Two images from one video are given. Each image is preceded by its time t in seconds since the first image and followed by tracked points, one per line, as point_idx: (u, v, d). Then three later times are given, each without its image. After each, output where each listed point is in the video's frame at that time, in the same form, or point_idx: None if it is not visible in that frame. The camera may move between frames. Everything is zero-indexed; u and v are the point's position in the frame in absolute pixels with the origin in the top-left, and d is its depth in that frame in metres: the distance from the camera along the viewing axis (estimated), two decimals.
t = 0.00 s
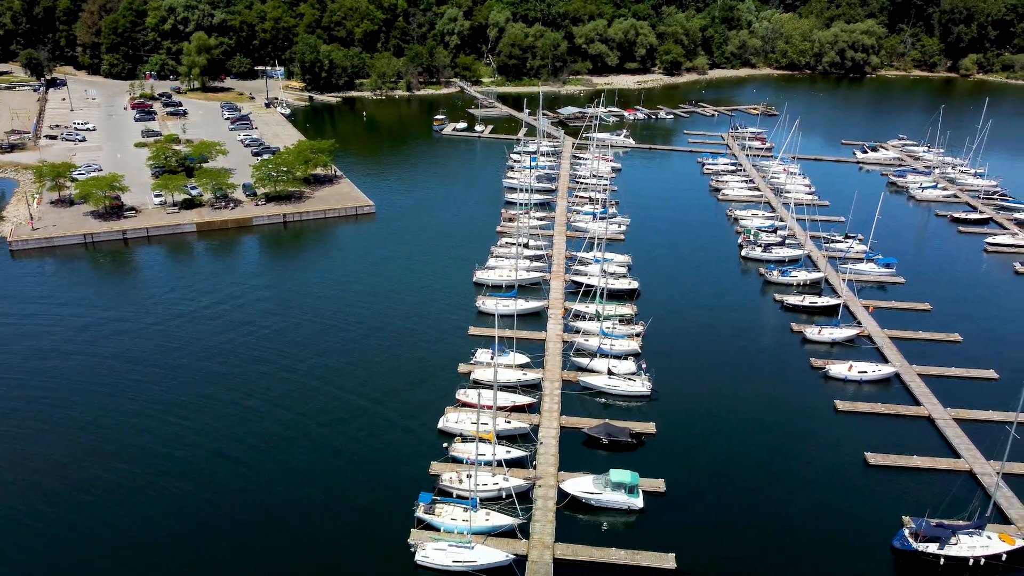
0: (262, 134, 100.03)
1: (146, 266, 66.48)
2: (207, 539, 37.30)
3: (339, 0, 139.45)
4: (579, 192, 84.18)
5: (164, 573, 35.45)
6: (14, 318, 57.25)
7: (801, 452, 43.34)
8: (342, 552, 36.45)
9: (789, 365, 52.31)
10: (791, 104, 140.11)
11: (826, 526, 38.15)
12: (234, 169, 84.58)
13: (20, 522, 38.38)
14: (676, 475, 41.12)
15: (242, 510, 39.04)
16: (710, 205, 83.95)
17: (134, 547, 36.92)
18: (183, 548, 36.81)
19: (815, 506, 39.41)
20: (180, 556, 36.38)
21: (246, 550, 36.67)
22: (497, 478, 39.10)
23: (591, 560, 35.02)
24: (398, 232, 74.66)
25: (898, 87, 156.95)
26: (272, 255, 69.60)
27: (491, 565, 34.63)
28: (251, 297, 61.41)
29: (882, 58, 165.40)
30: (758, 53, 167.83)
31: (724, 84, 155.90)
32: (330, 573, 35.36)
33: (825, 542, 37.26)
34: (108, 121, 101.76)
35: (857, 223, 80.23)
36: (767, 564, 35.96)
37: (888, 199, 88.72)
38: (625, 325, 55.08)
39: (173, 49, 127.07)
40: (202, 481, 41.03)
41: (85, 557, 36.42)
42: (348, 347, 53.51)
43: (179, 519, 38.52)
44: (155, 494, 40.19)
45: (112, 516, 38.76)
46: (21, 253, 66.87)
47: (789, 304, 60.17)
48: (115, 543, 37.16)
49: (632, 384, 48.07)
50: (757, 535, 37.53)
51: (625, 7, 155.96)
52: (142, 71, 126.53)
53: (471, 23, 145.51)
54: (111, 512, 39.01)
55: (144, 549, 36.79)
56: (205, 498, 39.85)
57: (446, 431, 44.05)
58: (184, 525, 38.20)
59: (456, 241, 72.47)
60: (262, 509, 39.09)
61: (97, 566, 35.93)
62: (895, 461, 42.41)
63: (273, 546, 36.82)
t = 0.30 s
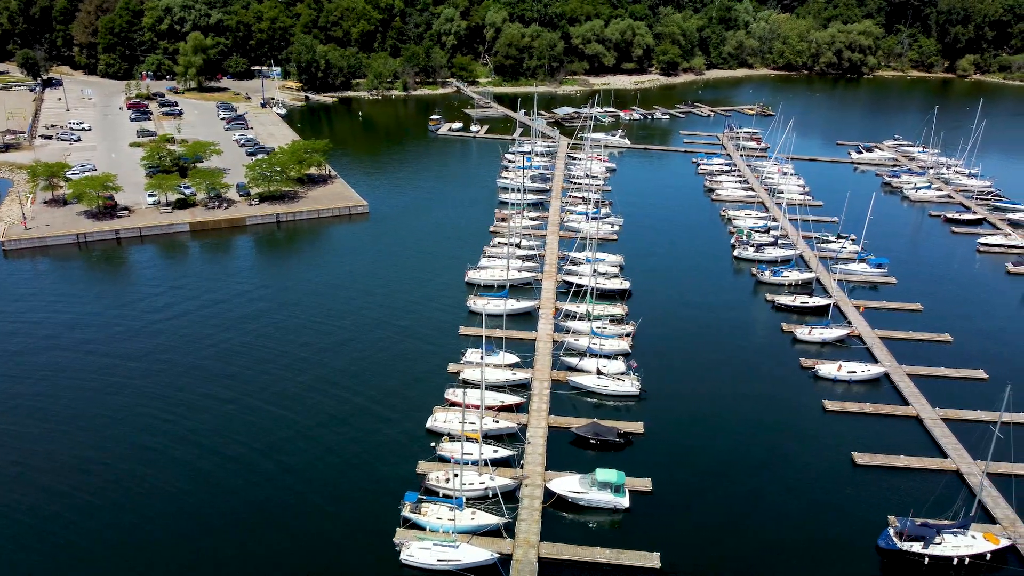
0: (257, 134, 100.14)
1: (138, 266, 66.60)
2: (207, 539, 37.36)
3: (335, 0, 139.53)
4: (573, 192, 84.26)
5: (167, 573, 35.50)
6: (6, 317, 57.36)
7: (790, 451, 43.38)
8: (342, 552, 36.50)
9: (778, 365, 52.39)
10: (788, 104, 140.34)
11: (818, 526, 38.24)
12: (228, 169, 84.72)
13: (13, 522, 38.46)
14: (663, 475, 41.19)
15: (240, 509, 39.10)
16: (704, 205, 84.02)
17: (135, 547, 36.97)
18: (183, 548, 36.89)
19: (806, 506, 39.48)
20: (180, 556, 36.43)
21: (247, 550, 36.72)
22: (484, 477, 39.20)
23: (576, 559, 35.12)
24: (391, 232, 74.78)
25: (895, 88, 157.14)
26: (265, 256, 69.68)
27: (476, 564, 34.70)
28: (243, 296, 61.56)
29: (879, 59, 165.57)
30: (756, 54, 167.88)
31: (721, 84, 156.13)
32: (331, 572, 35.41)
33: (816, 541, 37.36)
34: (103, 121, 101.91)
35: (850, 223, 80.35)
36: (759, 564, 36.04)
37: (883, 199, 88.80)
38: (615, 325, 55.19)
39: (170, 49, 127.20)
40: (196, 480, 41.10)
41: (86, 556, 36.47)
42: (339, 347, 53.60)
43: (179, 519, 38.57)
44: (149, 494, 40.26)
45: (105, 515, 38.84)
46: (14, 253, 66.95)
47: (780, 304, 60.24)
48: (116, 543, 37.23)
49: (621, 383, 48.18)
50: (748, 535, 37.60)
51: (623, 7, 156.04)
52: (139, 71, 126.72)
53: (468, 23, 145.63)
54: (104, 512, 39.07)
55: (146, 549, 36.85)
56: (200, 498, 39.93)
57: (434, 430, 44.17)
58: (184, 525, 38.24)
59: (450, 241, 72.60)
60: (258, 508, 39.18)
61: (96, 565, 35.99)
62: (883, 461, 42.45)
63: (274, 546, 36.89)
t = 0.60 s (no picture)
0: (251, 134, 100.25)
1: (131, 265, 66.66)
2: (205, 539, 37.34)
3: (332, 0, 139.65)
4: (566, 192, 84.35)
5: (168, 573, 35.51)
6: None
7: (778, 450, 43.42)
8: (342, 552, 36.44)
9: (768, 364, 52.46)
10: (784, 105, 140.49)
11: (808, 525, 38.29)
12: (222, 169, 84.83)
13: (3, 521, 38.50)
14: (649, 474, 41.24)
15: (238, 510, 39.09)
16: (697, 205, 84.08)
17: (134, 547, 36.97)
18: (182, 548, 36.86)
19: (798, 505, 39.51)
20: (178, 556, 36.41)
21: (248, 550, 36.67)
22: (470, 475, 39.27)
23: (561, 557, 35.18)
24: (384, 232, 74.85)
25: (891, 88, 157.33)
26: (258, 255, 69.74)
27: (460, 562, 34.80)
28: (235, 296, 61.65)
29: (876, 59, 165.51)
30: (753, 54, 167.97)
31: (718, 84, 156.24)
32: (324, 571, 35.46)
33: (807, 540, 37.41)
34: (98, 121, 101.98)
35: (843, 223, 80.48)
36: (752, 564, 36.05)
37: (876, 199, 88.88)
38: (605, 324, 55.29)
39: (166, 49, 127.31)
40: (189, 481, 41.09)
41: (85, 556, 36.49)
42: (330, 347, 53.68)
43: (179, 520, 38.52)
44: (141, 493, 40.27)
45: (96, 515, 38.85)
46: (6, 253, 66.98)
47: (770, 303, 60.31)
48: (114, 542, 37.23)
49: (610, 382, 48.28)
50: (738, 535, 37.63)
51: (619, 7, 156.13)
52: (135, 71, 126.75)
53: (464, 23, 145.75)
54: (97, 512, 39.06)
55: (147, 549, 36.83)
56: (193, 497, 39.95)
57: (421, 429, 44.23)
58: (184, 525, 38.23)
59: (442, 241, 72.62)
60: (254, 508, 39.18)
61: (95, 565, 36.00)
62: (868, 460, 42.44)
63: (275, 546, 36.87)
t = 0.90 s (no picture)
0: (245, 133, 100.32)
1: (123, 264, 66.75)
2: (207, 539, 37.32)
3: None
4: (559, 191, 84.36)
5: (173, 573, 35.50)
6: None
7: (765, 450, 43.47)
8: (342, 552, 36.38)
9: (756, 363, 52.51)
10: (779, 105, 140.55)
11: (795, 523, 38.39)
12: (215, 168, 84.94)
13: None
14: (634, 472, 41.29)
15: (233, 509, 39.13)
16: (690, 204, 84.12)
17: (134, 547, 36.90)
18: (183, 549, 36.78)
19: (788, 504, 39.53)
20: (176, 557, 36.36)
21: (247, 549, 36.70)
22: (455, 474, 39.36)
23: (543, 555, 35.27)
24: (376, 232, 74.86)
25: (887, 88, 157.39)
26: (250, 254, 69.79)
27: (442, 560, 34.89)
28: (226, 295, 61.71)
29: (872, 59, 165.58)
30: (749, 54, 167.99)
31: (714, 84, 156.29)
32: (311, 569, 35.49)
33: (793, 538, 37.49)
34: (93, 120, 102.07)
35: (835, 222, 80.50)
36: (751, 565, 35.99)
37: (870, 199, 88.91)
38: (594, 323, 55.37)
39: (162, 49, 127.36)
40: (180, 480, 41.13)
41: (86, 556, 36.44)
42: (319, 346, 53.73)
43: (181, 520, 38.46)
44: (131, 492, 40.34)
45: (87, 514, 38.87)
46: None
47: (760, 302, 60.35)
48: (115, 542, 37.19)
49: (597, 380, 48.34)
50: (723, 533, 37.71)
51: (615, 7, 156.19)
52: (130, 70, 126.89)
53: (460, 22, 145.73)
54: (88, 511, 39.06)
55: (150, 550, 36.78)
56: (185, 496, 40.06)
57: (407, 428, 44.33)
58: (184, 525, 38.18)
59: (435, 241, 72.65)
60: (246, 508, 39.25)
61: (97, 565, 35.96)
62: (853, 459, 42.47)
63: (275, 546, 36.84)
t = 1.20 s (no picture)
0: (240, 132, 100.41)
1: (116, 263, 66.88)
2: (208, 538, 37.35)
3: None
4: (553, 191, 84.45)
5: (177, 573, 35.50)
6: None
7: (753, 448, 43.54)
8: (329, 551, 36.38)
9: (745, 362, 52.62)
10: (775, 104, 140.62)
11: (781, 521, 38.49)
12: (209, 168, 85.08)
13: None
14: (620, 470, 41.39)
15: (227, 508, 39.18)
16: (684, 204, 84.17)
17: (128, 548, 36.88)
18: (185, 550, 36.73)
19: (776, 504, 39.56)
20: (170, 557, 36.36)
21: (246, 549, 36.73)
22: (441, 472, 39.49)
23: (528, 553, 35.37)
24: (369, 231, 74.93)
25: (884, 88, 157.42)
26: (243, 253, 69.91)
27: (426, 558, 35.01)
28: (217, 294, 61.85)
29: (869, 59, 165.72)
30: (746, 54, 168.09)
31: (711, 83, 156.34)
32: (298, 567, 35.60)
33: (779, 536, 37.55)
34: (88, 119, 102.21)
35: (828, 222, 80.56)
36: (740, 565, 35.97)
37: (863, 199, 88.98)
38: (584, 322, 55.52)
39: (158, 48, 127.47)
40: (171, 478, 41.20)
41: (87, 557, 36.41)
42: (310, 345, 53.86)
43: (183, 521, 38.43)
44: (122, 491, 40.40)
45: (78, 512, 38.92)
46: None
47: (751, 302, 60.46)
48: (105, 542, 37.20)
49: (586, 379, 48.44)
50: (709, 531, 37.80)
51: (612, 7, 156.26)
52: (127, 69, 127.01)
53: (457, 22, 145.86)
54: (76, 509, 39.13)
55: (152, 550, 36.75)
56: (176, 494, 40.12)
57: (395, 426, 44.42)
58: (176, 525, 38.19)
59: (428, 240, 72.74)
60: (238, 506, 39.30)
61: (98, 566, 35.94)
62: (839, 457, 42.53)
63: (269, 546, 36.82)
